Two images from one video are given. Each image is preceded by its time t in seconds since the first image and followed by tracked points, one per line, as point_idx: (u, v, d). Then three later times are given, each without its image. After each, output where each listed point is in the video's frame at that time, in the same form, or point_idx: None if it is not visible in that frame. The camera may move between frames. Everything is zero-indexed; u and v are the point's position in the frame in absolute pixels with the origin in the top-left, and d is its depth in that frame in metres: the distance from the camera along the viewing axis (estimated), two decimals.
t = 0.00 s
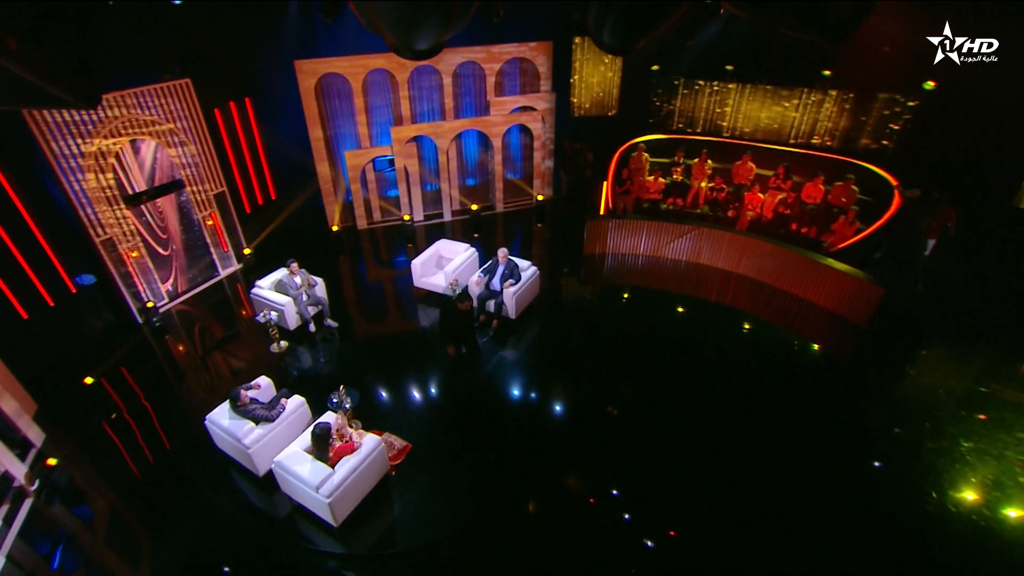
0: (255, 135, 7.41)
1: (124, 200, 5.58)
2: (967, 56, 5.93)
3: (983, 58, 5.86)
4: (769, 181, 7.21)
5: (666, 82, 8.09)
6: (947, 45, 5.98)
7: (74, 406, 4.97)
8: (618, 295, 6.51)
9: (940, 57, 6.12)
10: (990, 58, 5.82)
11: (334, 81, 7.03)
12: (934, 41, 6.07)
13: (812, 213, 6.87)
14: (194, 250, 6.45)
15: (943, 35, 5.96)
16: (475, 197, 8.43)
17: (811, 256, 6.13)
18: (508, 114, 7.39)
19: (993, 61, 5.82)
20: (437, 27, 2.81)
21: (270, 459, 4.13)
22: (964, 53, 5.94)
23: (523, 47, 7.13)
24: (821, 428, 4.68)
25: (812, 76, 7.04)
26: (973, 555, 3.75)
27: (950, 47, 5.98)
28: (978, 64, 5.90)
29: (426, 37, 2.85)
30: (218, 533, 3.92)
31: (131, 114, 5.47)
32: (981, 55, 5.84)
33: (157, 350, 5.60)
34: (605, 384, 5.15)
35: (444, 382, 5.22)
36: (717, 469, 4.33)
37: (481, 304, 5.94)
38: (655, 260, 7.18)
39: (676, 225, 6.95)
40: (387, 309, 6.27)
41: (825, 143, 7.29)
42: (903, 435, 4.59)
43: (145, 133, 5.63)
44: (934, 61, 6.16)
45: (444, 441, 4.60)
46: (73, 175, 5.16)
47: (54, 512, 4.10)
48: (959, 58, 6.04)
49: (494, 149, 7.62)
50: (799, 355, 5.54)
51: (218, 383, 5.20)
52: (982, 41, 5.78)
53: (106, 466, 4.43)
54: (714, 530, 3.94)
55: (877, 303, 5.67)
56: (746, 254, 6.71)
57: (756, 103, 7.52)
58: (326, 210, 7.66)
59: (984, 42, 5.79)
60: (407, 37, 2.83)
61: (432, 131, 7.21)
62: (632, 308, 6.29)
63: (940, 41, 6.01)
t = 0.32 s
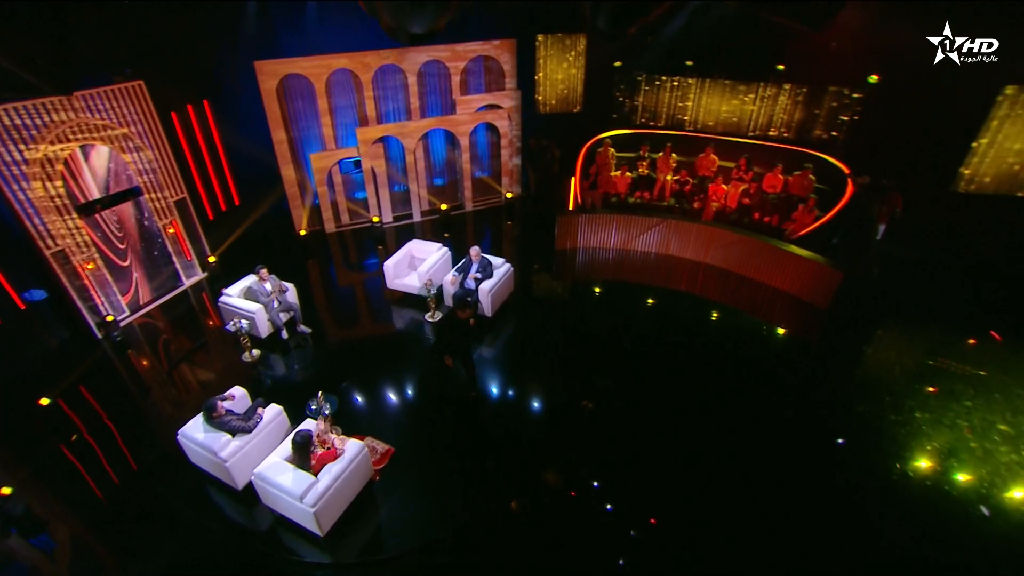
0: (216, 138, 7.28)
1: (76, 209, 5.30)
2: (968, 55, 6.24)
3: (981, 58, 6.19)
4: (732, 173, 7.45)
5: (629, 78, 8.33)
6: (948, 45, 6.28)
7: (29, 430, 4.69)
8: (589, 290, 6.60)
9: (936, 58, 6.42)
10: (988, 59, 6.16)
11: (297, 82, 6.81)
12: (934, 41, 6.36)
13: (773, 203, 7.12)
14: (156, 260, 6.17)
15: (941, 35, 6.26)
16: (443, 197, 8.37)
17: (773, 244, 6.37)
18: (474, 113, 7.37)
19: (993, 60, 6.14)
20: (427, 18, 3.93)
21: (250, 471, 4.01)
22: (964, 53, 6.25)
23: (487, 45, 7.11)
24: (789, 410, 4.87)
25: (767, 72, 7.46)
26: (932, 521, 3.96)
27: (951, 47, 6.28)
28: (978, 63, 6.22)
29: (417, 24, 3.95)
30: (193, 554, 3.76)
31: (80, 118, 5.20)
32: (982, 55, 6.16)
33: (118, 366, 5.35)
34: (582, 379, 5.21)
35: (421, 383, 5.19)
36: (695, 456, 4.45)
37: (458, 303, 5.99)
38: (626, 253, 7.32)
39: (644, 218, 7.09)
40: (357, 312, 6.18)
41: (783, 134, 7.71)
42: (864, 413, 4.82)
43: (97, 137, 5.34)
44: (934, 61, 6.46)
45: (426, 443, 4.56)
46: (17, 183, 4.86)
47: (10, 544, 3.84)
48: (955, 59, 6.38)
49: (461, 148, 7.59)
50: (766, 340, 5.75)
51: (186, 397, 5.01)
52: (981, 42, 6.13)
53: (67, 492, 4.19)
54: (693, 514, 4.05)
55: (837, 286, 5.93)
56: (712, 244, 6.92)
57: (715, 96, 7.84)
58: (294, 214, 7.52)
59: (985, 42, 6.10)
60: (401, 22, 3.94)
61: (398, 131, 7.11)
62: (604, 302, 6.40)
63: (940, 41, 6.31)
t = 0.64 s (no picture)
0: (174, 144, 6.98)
1: (23, 220, 5.01)
2: (967, 56, 6.50)
3: (980, 58, 6.46)
4: (695, 166, 7.69)
5: (593, 74, 8.42)
6: (948, 45, 6.51)
7: None
8: (561, 285, 6.68)
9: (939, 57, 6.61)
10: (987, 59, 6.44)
11: (257, 84, 6.63)
12: (934, 41, 6.57)
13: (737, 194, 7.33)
14: (115, 272, 5.89)
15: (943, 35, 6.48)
16: (412, 197, 8.30)
17: (739, 233, 6.56)
18: (441, 112, 7.34)
19: (992, 61, 6.42)
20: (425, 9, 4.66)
21: (230, 484, 3.90)
22: (964, 53, 6.50)
23: (451, 43, 7.10)
24: (759, 393, 5.07)
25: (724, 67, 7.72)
26: (892, 489, 4.19)
27: (950, 47, 6.52)
28: (978, 63, 6.48)
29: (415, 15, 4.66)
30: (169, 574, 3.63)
31: (24, 123, 4.93)
32: (981, 55, 6.44)
33: (77, 384, 5.11)
34: (560, 374, 5.28)
35: (398, 385, 5.16)
36: (671, 443, 4.57)
37: (432, 302, 5.85)
38: (596, 248, 7.45)
39: (613, 212, 7.22)
40: (328, 316, 6.08)
41: (742, 127, 8.11)
42: (827, 391, 5.07)
43: (43, 143, 5.09)
44: (934, 61, 6.67)
45: (408, 445, 4.54)
46: None
47: None
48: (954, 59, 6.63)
49: (429, 147, 7.55)
50: (733, 327, 5.95)
51: (153, 413, 4.82)
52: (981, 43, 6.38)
53: (27, 520, 3.97)
54: (671, 499, 4.16)
55: (802, 271, 6.15)
56: (679, 236, 7.10)
57: (677, 92, 8.15)
58: (259, 219, 7.29)
59: (984, 43, 6.37)
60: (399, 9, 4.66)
61: (365, 131, 7.02)
62: (576, 296, 6.49)
63: (940, 41, 6.53)
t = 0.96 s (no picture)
0: (131, 151, 6.68)
1: None
2: (967, 55, 6.76)
3: (981, 58, 6.71)
4: (660, 160, 7.90)
5: (557, 72, 8.50)
6: (948, 45, 6.84)
7: None
8: (532, 282, 6.73)
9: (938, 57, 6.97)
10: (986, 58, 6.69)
11: (217, 86, 6.44)
12: (934, 42, 6.99)
13: (701, 185, 7.53)
14: (71, 285, 5.62)
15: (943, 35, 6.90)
16: (380, 199, 8.21)
17: (703, 224, 6.79)
18: (407, 112, 7.29)
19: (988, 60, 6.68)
20: None
21: (209, 498, 3.81)
22: (964, 53, 6.77)
23: (415, 43, 7.07)
24: (729, 379, 5.26)
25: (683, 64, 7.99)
26: (855, 462, 4.40)
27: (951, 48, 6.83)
28: (976, 63, 6.74)
29: None
30: None
31: None
32: (980, 55, 6.68)
33: (33, 406, 4.87)
34: (539, 370, 5.33)
35: (374, 389, 5.10)
36: (648, 433, 4.66)
37: (408, 303, 5.99)
38: (567, 243, 7.56)
39: (582, 207, 7.34)
40: (299, 323, 5.95)
41: (702, 121, 8.39)
42: (793, 374, 5.29)
43: None
44: (935, 60, 6.99)
45: (389, 448, 4.50)
46: None
47: None
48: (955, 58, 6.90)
49: (396, 148, 7.48)
50: (702, 316, 6.14)
51: (119, 432, 4.63)
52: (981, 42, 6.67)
53: None
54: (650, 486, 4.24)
55: (765, 258, 6.44)
56: (647, 229, 7.27)
57: (639, 89, 8.32)
58: (224, 226, 7.07)
59: (983, 43, 6.63)
60: None
61: (331, 133, 6.91)
62: (548, 293, 6.55)
63: (940, 42, 6.93)
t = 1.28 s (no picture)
0: (83, 160, 6.38)
1: None
2: (969, 55, 6.64)
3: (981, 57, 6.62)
4: (625, 155, 8.11)
5: (522, 70, 8.56)
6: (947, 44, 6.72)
7: None
8: (503, 280, 6.78)
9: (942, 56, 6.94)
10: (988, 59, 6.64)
11: (175, 90, 6.24)
12: (936, 41, 6.86)
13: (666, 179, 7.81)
14: (24, 301, 5.37)
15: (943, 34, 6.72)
16: (348, 201, 8.11)
17: (670, 217, 6.99)
18: (373, 113, 7.23)
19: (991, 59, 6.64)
20: None
21: (189, 513, 3.73)
22: (966, 52, 6.65)
23: (379, 44, 7.02)
24: (700, 366, 5.43)
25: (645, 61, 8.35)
26: (820, 439, 4.60)
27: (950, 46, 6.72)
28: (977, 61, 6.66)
29: None
30: None
31: None
32: (982, 54, 6.58)
33: None
34: (516, 367, 5.38)
35: (350, 394, 5.04)
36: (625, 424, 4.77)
37: (382, 305, 5.91)
38: (537, 240, 7.65)
39: (551, 204, 7.44)
40: (269, 330, 5.82)
41: (665, 117, 8.60)
42: (759, 358, 5.50)
43: None
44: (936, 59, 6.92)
45: (371, 453, 4.47)
46: None
47: None
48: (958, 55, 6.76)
49: (363, 150, 7.40)
50: (671, 306, 6.32)
51: (82, 453, 4.43)
52: (980, 43, 6.45)
53: None
54: (629, 475, 4.32)
55: (730, 248, 6.69)
56: (615, 223, 7.44)
57: (603, 85, 8.48)
58: (188, 235, 6.86)
59: (984, 43, 6.41)
60: None
61: (296, 136, 6.80)
62: (520, 290, 6.61)
63: (940, 41, 6.80)
